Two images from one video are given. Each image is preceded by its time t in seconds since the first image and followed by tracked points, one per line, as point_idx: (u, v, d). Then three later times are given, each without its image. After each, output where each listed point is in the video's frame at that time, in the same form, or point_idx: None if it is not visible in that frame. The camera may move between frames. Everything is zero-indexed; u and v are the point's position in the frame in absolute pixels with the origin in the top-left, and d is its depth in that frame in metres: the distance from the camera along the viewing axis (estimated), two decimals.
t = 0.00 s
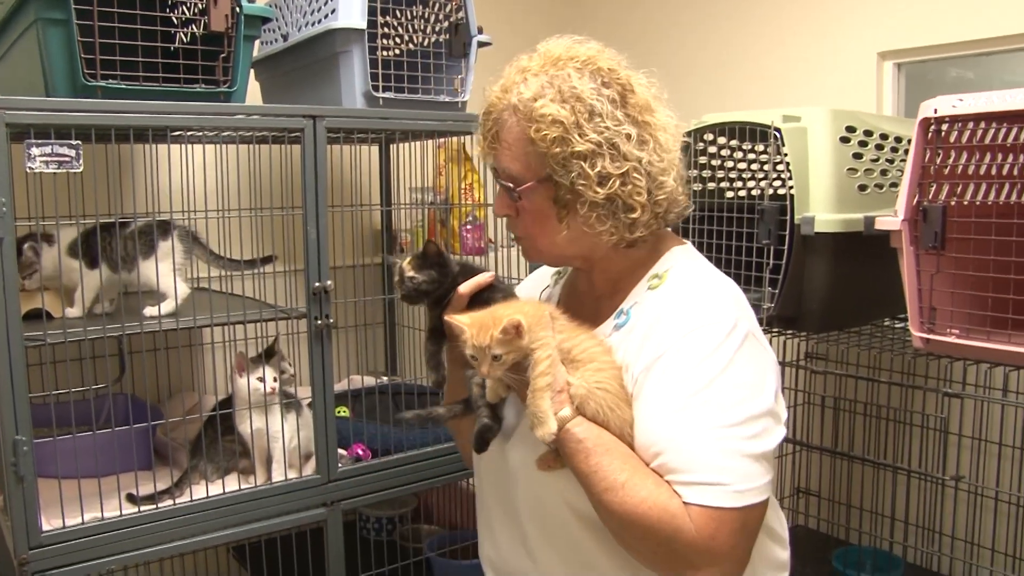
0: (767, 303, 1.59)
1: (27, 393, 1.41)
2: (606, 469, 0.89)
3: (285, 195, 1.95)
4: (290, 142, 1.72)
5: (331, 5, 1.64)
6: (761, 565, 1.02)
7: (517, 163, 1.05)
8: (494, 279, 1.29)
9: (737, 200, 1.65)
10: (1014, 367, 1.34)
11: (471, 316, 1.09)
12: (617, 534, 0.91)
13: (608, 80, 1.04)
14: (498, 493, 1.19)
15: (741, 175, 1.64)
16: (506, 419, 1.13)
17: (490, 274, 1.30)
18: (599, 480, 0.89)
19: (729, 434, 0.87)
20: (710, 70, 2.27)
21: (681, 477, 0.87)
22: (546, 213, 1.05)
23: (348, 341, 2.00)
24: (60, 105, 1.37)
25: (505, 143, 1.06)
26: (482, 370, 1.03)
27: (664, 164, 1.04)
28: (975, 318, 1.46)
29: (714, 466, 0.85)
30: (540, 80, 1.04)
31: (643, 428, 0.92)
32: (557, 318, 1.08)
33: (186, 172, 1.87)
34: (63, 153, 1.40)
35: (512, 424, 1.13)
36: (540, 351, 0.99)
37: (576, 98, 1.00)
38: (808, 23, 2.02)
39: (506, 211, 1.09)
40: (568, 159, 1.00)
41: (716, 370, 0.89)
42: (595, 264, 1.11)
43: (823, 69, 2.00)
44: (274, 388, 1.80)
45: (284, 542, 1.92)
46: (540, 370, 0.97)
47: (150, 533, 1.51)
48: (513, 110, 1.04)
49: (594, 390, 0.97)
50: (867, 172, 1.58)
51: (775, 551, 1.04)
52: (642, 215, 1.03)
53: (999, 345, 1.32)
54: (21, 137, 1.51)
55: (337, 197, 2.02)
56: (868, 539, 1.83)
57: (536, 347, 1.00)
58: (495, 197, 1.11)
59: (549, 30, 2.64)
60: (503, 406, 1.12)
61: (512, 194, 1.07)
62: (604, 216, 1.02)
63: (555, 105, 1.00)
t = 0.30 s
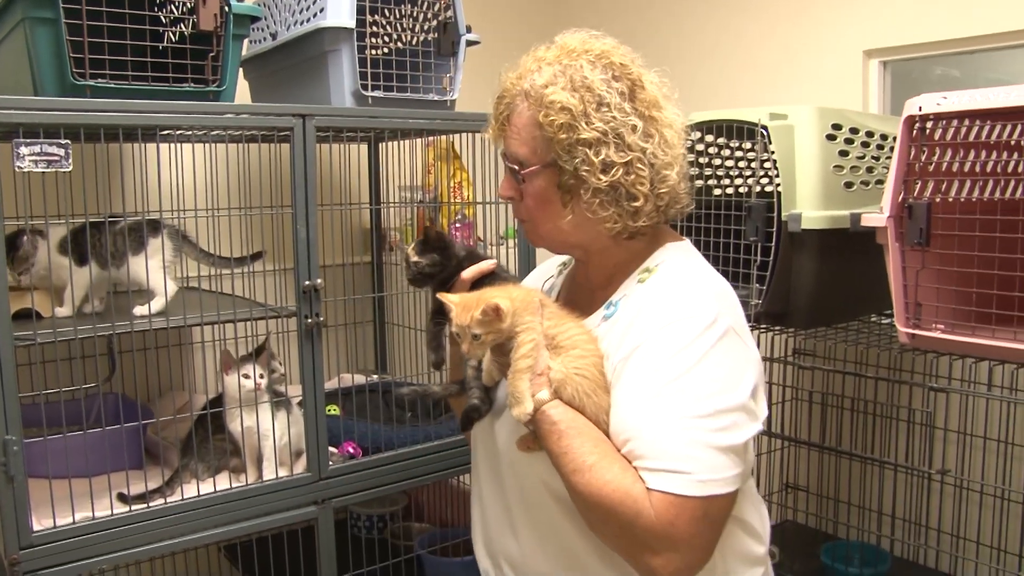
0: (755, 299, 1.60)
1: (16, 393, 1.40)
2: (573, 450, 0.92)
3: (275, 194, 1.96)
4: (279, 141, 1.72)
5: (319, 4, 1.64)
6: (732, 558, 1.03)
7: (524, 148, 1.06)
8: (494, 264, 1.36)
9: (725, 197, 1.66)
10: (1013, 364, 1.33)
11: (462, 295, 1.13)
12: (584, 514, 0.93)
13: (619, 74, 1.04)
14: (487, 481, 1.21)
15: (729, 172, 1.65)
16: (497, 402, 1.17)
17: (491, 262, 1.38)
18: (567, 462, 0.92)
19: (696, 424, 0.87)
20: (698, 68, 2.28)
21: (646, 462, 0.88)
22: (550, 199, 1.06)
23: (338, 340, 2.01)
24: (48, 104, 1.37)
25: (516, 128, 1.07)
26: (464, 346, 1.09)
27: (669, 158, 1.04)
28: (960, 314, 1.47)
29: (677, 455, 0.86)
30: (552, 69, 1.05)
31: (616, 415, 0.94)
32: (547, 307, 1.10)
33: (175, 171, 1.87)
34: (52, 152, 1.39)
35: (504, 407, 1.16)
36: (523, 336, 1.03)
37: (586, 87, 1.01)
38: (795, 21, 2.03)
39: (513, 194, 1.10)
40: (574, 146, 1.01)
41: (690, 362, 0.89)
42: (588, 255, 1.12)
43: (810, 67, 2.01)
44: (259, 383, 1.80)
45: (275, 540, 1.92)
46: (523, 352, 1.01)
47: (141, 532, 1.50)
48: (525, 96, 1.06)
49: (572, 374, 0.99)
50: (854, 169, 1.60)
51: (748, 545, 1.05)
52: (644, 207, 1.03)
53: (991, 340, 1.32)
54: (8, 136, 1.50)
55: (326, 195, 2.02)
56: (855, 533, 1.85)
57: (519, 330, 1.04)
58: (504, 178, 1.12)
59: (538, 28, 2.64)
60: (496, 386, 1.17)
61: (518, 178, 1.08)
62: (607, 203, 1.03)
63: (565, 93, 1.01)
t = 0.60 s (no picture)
0: (749, 302, 1.60)
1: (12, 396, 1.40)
2: (546, 441, 0.93)
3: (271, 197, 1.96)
4: (274, 144, 1.73)
5: (315, 8, 1.65)
6: (705, 551, 1.06)
7: (505, 146, 1.07)
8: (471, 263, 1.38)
9: (718, 200, 1.67)
10: (1008, 368, 1.33)
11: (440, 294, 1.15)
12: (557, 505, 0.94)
13: (601, 79, 1.05)
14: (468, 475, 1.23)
15: (723, 175, 1.65)
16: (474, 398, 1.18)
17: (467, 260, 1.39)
18: (541, 454, 0.93)
19: (668, 417, 0.88)
20: (692, 71, 2.29)
21: (618, 454, 0.89)
22: (529, 199, 1.07)
23: (334, 342, 2.01)
24: (44, 107, 1.36)
25: (499, 127, 1.08)
26: (437, 342, 1.11)
27: (646, 163, 1.06)
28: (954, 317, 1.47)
29: (648, 446, 0.87)
30: (537, 72, 1.05)
31: (590, 408, 0.95)
32: (521, 303, 1.11)
33: (171, 174, 1.88)
34: (48, 155, 1.40)
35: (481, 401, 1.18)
36: (499, 333, 1.05)
37: (569, 90, 1.02)
38: (788, 24, 2.04)
39: (493, 190, 1.10)
40: (555, 148, 1.02)
41: (662, 356, 0.91)
42: (572, 257, 1.14)
43: (802, 69, 2.02)
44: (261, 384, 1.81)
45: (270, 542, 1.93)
46: (496, 349, 1.03)
47: (136, 535, 1.50)
48: (509, 97, 1.06)
49: (545, 369, 1.00)
50: (847, 172, 1.60)
51: (720, 539, 1.08)
52: (617, 214, 1.05)
53: (985, 343, 1.32)
54: (6, 139, 1.51)
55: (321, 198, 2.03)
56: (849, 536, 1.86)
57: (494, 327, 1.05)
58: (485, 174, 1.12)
59: (532, 31, 2.65)
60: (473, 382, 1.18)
61: (499, 177, 1.09)
62: (584, 204, 1.04)
63: (548, 95, 1.02)
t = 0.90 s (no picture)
0: (754, 304, 1.60)
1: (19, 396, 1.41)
2: (557, 438, 0.93)
3: (276, 198, 1.97)
4: (280, 145, 1.73)
5: (321, 9, 1.65)
6: (703, 547, 1.06)
7: (532, 126, 1.06)
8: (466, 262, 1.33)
9: (724, 202, 1.66)
10: (1014, 369, 1.33)
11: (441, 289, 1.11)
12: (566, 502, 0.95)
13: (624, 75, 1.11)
14: (464, 474, 1.23)
15: (728, 178, 1.65)
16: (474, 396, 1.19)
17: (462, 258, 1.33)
18: (552, 450, 0.93)
19: (680, 412, 0.92)
20: (697, 72, 2.29)
21: (632, 449, 0.92)
22: (551, 182, 1.06)
23: (339, 342, 2.02)
24: (50, 109, 1.37)
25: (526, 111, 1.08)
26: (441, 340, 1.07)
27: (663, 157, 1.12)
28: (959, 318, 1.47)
29: (664, 440, 0.90)
30: (568, 61, 1.10)
31: (599, 405, 0.98)
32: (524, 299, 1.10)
33: (177, 175, 1.89)
34: (56, 157, 1.40)
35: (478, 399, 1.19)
36: (507, 330, 1.03)
37: (603, 79, 1.07)
38: (793, 24, 2.04)
39: (507, 174, 1.08)
40: (591, 129, 1.04)
41: (671, 352, 0.95)
42: (577, 252, 1.14)
43: (807, 70, 2.02)
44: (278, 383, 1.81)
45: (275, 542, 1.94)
46: (506, 345, 1.01)
47: (141, 535, 1.51)
48: (540, 81, 1.09)
49: (554, 366, 1.00)
50: (853, 174, 1.60)
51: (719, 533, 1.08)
52: (633, 205, 1.09)
53: (991, 345, 1.32)
54: (13, 141, 1.51)
55: (326, 199, 2.04)
56: (854, 538, 1.86)
57: (500, 324, 1.04)
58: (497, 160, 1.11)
59: (537, 32, 2.65)
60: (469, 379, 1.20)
61: (519, 158, 1.08)
62: (612, 187, 1.06)
63: (586, 80, 1.06)
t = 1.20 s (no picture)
0: (754, 303, 1.60)
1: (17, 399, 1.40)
2: (610, 430, 0.97)
3: (274, 199, 1.97)
4: (279, 146, 1.73)
5: (318, 10, 1.65)
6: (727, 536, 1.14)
7: (563, 111, 1.13)
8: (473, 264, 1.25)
9: (723, 202, 1.66)
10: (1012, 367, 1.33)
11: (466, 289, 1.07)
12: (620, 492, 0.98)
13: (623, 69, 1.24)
14: (473, 475, 1.19)
15: (727, 177, 1.65)
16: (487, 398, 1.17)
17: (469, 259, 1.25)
18: (607, 440, 0.96)
19: (719, 392, 1.01)
20: (696, 71, 2.29)
21: (683, 431, 0.99)
22: (587, 161, 1.13)
23: (338, 343, 2.02)
24: (47, 111, 1.36)
25: (548, 100, 1.13)
26: (469, 337, 1.04)
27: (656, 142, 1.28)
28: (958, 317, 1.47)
29: (714, 420, 0.99)
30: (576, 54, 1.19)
31: (637, 394, 1.04)
32: (547, 293, 1.09)
33: (175, 176, 1.88)
34: (53, 159, 1.40)
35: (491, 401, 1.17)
36: (543, 323, 1.01)
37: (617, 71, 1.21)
38: (792, 23, 2.04)
39: (542, 158, 1.09)
40: (619, 112, 1.17)
41: (705, 337, 1.04)
42: (587, 240, 1.19)
43: (806, 69, 2.02)
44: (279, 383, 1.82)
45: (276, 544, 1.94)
46: (545, 340, 1.00)
47: (141, 537, 1.50)
48: (564, 74, 1.16)
49: (594, 359, 1.02)
50: (852, 173, 1.60)
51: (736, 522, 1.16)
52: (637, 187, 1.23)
53: (990, 343, 1.31)
54: (11, 143, 1.51)
55: (325, 200, 2.04)
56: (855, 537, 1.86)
57: (533, 319, 1.02)
58: (525, 149, 1.11)
59: (535, 32, 2.66)
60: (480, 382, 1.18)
61: (553, 142, 1.12)
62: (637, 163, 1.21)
63: (604, 70, 1.18)
